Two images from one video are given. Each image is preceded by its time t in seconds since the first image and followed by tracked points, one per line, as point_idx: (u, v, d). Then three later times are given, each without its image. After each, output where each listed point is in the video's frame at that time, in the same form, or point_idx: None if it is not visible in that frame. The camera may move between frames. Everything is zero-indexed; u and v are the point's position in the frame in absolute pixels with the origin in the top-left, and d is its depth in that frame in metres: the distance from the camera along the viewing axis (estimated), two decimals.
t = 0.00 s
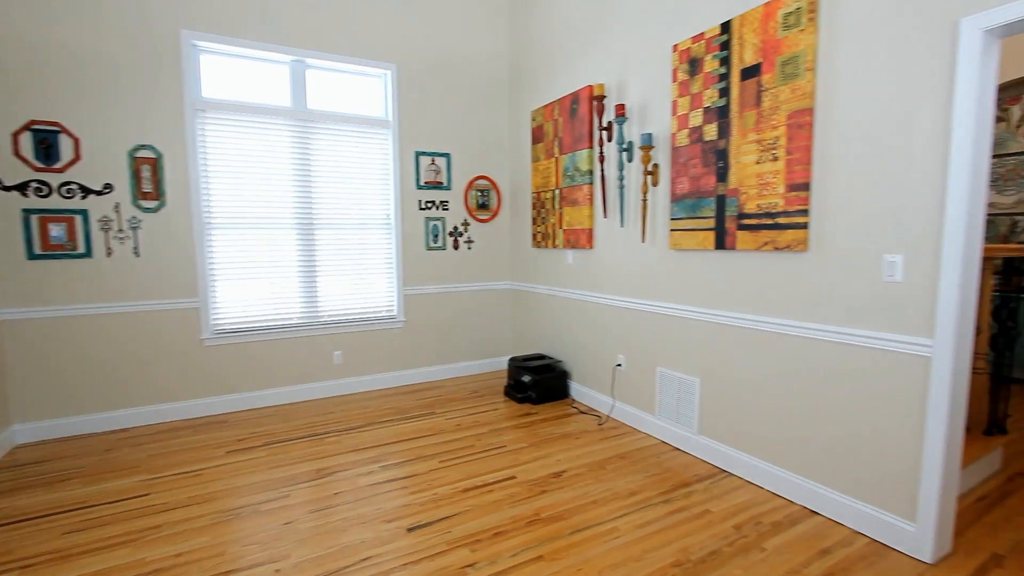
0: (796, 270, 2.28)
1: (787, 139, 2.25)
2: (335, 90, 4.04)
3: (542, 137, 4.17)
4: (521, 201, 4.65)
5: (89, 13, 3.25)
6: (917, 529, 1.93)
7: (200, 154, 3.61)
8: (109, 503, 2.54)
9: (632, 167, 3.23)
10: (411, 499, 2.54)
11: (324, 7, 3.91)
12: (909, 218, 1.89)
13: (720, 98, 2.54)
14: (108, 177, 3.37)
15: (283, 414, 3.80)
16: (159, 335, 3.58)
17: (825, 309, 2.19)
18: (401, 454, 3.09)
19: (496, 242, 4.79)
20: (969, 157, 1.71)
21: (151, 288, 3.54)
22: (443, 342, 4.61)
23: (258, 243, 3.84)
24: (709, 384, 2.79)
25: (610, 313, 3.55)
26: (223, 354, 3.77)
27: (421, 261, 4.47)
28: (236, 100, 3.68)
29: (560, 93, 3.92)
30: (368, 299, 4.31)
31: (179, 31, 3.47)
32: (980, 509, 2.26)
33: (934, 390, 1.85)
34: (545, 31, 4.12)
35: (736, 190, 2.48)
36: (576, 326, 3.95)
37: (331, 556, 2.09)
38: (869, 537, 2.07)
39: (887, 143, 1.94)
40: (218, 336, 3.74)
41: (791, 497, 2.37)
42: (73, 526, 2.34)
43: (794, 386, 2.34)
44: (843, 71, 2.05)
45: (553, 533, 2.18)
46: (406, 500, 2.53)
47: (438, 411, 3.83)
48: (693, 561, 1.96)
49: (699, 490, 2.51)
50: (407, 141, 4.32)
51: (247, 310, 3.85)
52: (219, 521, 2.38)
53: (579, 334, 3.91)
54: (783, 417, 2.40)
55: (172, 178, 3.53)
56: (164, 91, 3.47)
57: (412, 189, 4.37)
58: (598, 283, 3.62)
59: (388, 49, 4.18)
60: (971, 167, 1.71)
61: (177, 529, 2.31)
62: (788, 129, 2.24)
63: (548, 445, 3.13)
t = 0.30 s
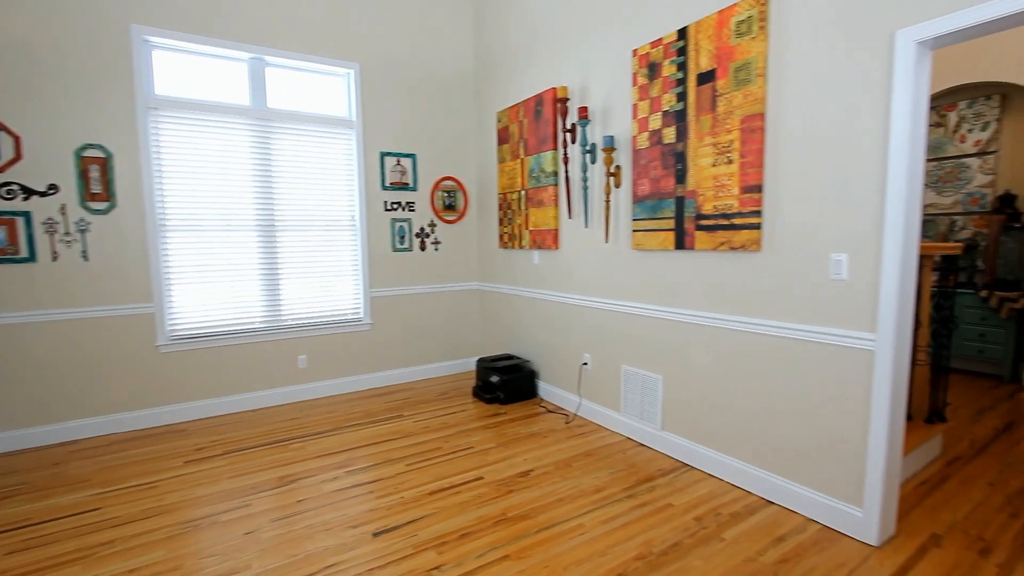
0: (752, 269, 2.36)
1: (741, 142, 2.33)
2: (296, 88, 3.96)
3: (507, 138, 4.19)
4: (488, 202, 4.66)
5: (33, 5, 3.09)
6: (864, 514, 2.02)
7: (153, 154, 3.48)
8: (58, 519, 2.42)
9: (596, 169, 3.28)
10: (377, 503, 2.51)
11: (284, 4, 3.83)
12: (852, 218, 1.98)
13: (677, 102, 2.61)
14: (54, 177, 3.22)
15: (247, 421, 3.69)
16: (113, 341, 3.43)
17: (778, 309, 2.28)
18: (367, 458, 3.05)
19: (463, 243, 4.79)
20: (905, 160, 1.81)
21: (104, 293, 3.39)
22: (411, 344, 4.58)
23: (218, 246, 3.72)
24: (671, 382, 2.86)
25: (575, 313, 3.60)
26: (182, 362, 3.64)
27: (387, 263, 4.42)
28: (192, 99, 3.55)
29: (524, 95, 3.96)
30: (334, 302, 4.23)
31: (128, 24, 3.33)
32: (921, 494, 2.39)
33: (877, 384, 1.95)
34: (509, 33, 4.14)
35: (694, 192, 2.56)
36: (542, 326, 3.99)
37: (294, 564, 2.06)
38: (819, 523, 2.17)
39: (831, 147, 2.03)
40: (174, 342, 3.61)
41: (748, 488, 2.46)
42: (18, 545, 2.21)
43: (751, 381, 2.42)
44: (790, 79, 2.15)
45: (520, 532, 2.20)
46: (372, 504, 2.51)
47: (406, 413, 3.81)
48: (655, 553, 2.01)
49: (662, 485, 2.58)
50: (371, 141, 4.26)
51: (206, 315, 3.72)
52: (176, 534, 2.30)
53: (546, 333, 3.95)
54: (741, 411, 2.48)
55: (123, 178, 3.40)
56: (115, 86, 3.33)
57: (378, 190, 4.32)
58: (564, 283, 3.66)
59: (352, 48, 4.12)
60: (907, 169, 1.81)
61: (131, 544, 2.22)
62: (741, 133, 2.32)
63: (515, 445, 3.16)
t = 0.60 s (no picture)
0: (708, 267, 2.43)
1: (696, 144, 2.40)
2: (253, 85, 3.85)
3: (472, 138, 4.18)
4: (453, 202, 4.64)
5: None
6: (814, 501, 2.12)
7: (100, 152, 3.32)
8: None
9: (559, 170, 3.32)
10: (341, 508, 2.48)
11: None
12: (800, 217, 2.07)
13: (636, 104, 2.66)
14: None
15: (206, 428, 3.57)
16: (58, 349, 3.27)
17: (733, 306, 2.35)
18: (331, 463, 3.00)
19: (429, 244, 4.76)
20: (847, 163, 1.90)
21: (49, 299, 3.22)
22: (377, 346, 4.52)
23: (171, 247, 3.58)
24: (633, 378, 2.92)
25: (540, 312, 3.63)
26: (134, 369, 3.49)
27: (351, 264, 4.35)
28: (141, 95, 3.41)
29: (488, 95, 3.96)
30: (296, 304, 4.13)
31: (70, 16, 3.17)
32: (867, 480, 2.52)
33: (824, 376, 2.05)
34: (471, 33, 4.13)
35: (652, 193, 2.62)
36: (508, 326, 4.00)
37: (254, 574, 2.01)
38: (774, 511, 2.25)
39: (779, 149, 2.11)
40: (125, 348, 3.45)
41: (706, 480, 2.54)
42: None
43: (709, 376, 2.50)
44: (741, 84, 2.22)
45: (486, 532, 2.21)
46: (336, 510, 2.47)
47: (372, 416, 3.76)
48: (618, 547, 2.05)
49: (625, 479, 2.63)
50: (333, 140, 4.18)
51: (160, 320, 3.58)
52: (128, 549, 2.21)
53: (512, 333, 3.97)
54: (700, 405, 2.55)
55: (67, 177, 3.23)
56: (57, 80, 3.16)
57: (340, 190, 4.24)
58: (529, 283, 3.68)
59: (311, 44, 4.03)
60: (849, 171, 1.90)
61: (78, 562, 2.12)
62: (697, 136, 2.39)
63: (481, 445, 3.16)
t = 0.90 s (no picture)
0: (667, 265, 2.49)
1: (654, 145, 2.45)
2: (208, 79, 3.72)
3: (436, 137, 4.15)
4: (418, 201, 4.60)
5: None
6: (768, 490, 2.20)
7: (40, 149, 3.15)
8: None
9: (523, 170, 3.33)
10: (303, 514, 2.43)
11: None
12: (752, 217, 2.14)
13: (596, 105, 2.70)
14: None
15: (161, 437, 3.44)
16: None
17: (691, 303, 2.42)
18: (293, 468, 2.93)
19: (395, 244, 4.71)
20: (795, 164, 1.98)
21: None
22: (342, 348, 4.44)
23: (120, 249, 3.43)
24: (597, 375, 2.96)
25: (506, 311, 3.63)
26: (81, 376, 3.33)
27: (313, 265, 4.26)
28: (84, 89, 3.24)
29: (452, 94, 3.94)
30: (255, 306, 4.02)
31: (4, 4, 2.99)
32: (819, 468, 2.63)
33: (776, 370, 2.13)
34: (434, 31, 4.10)
35: (613, 192, 2.66)
36: (475, 325, 4.00)
37: None
38: (731, 501, 2.33)
39: (733, 150, 2.18)
40: (71, 354, 3.29)
41: (668, 473, 2.60)
42: None
43: (670, 372, 2.55)
44: (697, 87, 2.28)
45: (451, 532, 2.20)
46: (297, 516, 2.42)
47: (336, 419, 3.69)
48: (581, 542, 2.08)
49: (589, 475, 2.67)
50: (293, 138, 4.08)
51: (109, 324, 3.42)
52: (73, 565, 2.11)
53: (479, 332, 3.96)
54: (661, 400, 2.61)
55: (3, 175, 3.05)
56: None
57: (301, 189, 4.14)
58: (495, 282, 3.68)
59: (269, 39, 3.92)
60: (796, 172, 1.98)
61: None
62: (655, 137, 2.44)
63: (448, 445, 3.15)
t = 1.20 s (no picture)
0: (630, 263, 2.53)
1: (616, 145, 2.48)
2: (160, 72, 3.57)
3: (401, 135, 4.10)
4: (384, 200, 4.54)
5: None
6: (727, 481, 2.27)
7: None
8: None
9: (489, 169, 3.33)
10: (265, 521, 2.37)
11: None
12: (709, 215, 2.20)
13: (560, 105, 2.72)
14: None
15: (113, 445, 3.29)
16: None
17: (653, 300, 2.47)
18: (256, 474, 2.86)
19: (360, 243, 4.63)
20: (749, 165, 2.04)
21: None
22: (306, 350, 4.35)
23: (66, 249, 3.26)
24: (563, 372, 2.99)
25: (474, 310, 3.63)
26: (24, 384, 3.16)
27: (276, 265, 4.14)
28: (24, 81, 3.06)
29: (417, 92, 3.90)
30: (214, 308, 3.88)
31: None
32: (776, 458, 2.73)
33: (733, 364, 2.19)
34: (398, 27, 4.05)
35: (577, 191, 2.69)
36: (442, 324, 3.97)
37: None
38: (692, 493, 2.39)
39: (692, 150, 2.23)
40: (14, 361, 3.12)
41: (632, 467, 2.65)
42: None
43: (634, 368, 2.60)
44: (657, 88, 2.32)
45: (417, 534, 2.19)
46: (259, 523, 2.36)
47: (301, 423, 3.61)
48: (547, 539, 2.10)
49: (556, 471, 2.69)
50: (252, 134, 3.96)
51: (55, 329, 3.25)
52: None
53: (446, 331, 3.94)
54: (626, 396, 2.66)
55: None
56: None
57: (262, 187, 4.03)
58: (462, 281, 3.67)
59: (225, 31, 3.79)
60: (751, 172, 2.04)
61: None
62: (617, 137, 2.47)
63: (415, 446, 3.13)
